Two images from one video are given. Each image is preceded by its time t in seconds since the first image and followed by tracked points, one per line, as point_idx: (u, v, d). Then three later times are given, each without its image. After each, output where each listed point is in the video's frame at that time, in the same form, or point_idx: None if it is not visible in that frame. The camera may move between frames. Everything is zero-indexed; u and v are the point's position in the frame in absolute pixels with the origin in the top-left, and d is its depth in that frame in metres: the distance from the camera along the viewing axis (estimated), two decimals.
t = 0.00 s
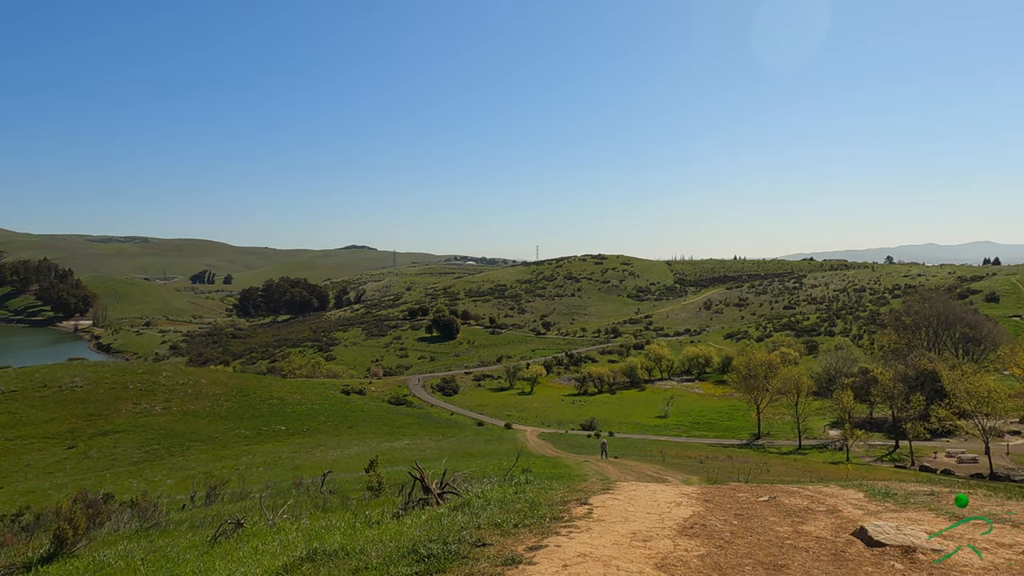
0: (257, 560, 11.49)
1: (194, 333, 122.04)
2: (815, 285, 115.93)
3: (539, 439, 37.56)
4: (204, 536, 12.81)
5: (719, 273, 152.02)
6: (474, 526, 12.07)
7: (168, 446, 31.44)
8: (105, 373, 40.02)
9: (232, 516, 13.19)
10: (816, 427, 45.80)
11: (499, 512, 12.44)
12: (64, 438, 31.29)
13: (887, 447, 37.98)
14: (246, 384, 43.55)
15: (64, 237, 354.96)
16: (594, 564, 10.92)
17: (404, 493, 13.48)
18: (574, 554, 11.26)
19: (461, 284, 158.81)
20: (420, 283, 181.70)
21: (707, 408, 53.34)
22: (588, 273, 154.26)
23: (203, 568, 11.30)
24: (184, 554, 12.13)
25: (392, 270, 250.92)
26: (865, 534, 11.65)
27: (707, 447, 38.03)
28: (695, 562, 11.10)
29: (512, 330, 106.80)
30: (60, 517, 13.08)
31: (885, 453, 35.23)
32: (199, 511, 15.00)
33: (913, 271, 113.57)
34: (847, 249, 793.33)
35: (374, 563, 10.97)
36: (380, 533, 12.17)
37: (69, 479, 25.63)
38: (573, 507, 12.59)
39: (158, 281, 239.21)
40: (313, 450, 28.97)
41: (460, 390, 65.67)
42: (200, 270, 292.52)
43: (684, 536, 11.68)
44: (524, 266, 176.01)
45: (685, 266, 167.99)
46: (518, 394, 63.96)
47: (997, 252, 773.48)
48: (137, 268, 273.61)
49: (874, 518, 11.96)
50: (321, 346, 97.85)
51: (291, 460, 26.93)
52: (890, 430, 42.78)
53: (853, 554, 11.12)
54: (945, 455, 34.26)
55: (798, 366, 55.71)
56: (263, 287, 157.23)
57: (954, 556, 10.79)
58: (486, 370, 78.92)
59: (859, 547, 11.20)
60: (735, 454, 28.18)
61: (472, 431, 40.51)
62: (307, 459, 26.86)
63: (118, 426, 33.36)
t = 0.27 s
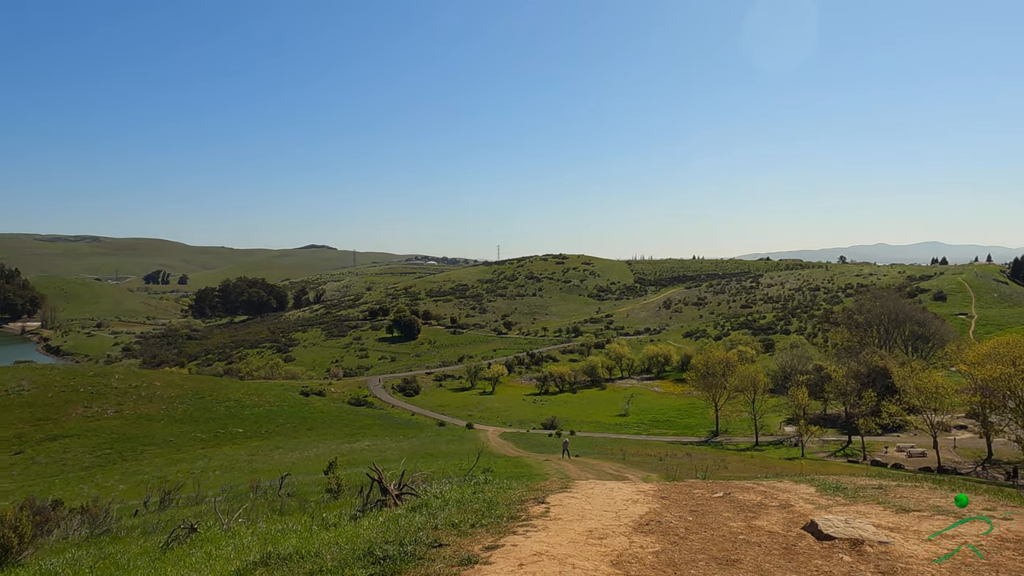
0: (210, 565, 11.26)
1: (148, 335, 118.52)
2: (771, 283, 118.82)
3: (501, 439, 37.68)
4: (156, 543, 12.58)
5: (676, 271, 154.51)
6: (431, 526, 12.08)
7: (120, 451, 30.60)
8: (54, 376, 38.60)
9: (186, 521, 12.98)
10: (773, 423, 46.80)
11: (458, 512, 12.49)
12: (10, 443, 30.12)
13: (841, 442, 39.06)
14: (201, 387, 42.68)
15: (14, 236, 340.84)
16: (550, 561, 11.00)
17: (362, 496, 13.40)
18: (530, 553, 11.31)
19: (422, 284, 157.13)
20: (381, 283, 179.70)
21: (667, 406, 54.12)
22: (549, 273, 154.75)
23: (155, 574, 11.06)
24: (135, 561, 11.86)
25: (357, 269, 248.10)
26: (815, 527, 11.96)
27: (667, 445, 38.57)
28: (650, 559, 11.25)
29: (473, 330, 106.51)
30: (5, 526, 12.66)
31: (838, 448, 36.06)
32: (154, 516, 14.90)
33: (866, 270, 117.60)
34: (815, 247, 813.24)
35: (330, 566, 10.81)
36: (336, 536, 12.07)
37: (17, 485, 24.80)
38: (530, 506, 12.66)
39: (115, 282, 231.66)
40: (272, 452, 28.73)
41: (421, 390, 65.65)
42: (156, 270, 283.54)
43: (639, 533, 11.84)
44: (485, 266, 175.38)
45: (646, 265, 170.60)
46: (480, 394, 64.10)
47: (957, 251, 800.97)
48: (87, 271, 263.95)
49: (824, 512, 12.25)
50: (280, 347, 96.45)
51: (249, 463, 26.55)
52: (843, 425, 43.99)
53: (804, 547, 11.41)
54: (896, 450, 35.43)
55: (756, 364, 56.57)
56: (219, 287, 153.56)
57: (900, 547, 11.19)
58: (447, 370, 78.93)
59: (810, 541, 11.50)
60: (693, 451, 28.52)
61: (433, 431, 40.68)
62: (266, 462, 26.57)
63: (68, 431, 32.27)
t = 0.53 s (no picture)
0: (159, 571, 10.97)
1: (99, 337, 114.54)
2: (728, 282, 121.60)
3: (461, 439, 37.69)
4: (104, 550, 12.30)
5: (635, 271, 157.17)
6: (388, 528, 12.05)
7: (69, 456, 29.61)
8: None
9: (136, 527, 12.74)
10: (730, 420, 47.80)
11: (415, 514, 12.52)
12: None
13: (795, 438, 40.14)
14: (155, 390, 41.69)
15: None
16: (505, 561, 11.03)
17: (320, 499, 13.32)
18: (486, 553, 11.32)
19: (383, 284, 155.51)
20: (340, 283, 177.20)
21: (626, 405, 54.89)
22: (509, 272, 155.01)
23: None
24: (81, 569, 11.55)
25: (321, 268, 244.35)
26: (766, 522, 12.21)
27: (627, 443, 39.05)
28: (606, 556, 11.35)
29: (434, 330, 106.28)
30: None
31: (793, 444, 36.88)
32: (106, 522, 14.74)
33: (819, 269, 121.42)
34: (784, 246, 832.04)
35: (282, 570, 10.59)
36: (290, 540, 11.93)
37: None
38: (488, 506, 12.72)
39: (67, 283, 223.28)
40: (229, 456, 28.55)
41: (381, 391, 65.47)
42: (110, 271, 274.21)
43: (595, 531, 11.99)
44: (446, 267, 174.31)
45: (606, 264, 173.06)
46: (440, 394, 64.22)
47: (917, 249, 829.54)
48: (35, 272, 253.65)
49: (776, 507, 12.50)
50: (237, 348, 94.85)
51: (204, 467, 26.11)
52: (798, 421, 45.18)
53: (756, 542, 11.65)
54: (847, 444, 36.57)
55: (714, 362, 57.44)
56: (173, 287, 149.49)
57: (847, 540, 11.54)
58: (407, 370, 79.00)
59: (762, 536, 11.75)
60: (650, 449, 28.79)
61: (393, 433, 40.74)
62: (221, 466, 26.22)
63: (13, 437, 31.02)
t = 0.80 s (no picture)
0: None
1: (44, 340, 110.16)
2: (685, 282, 124.21)
3: (422, 439, 37.70)
4: (50, 559, 11.98)
5: (594, 271, 159.71)
6: (344, 531, 11.97)
7: (13, 462, 28.43)
8: None
9: (84, 535, 12.43)
10: (688, 418, 48.71)
11: (372, 516, 12.48)
12: None
13: (750, 435, 41.18)
14: (105, 393, 40.37)
15: None
16: (461, 561, 11.02)
17: (275, 502, 13.24)
18: (442, 555, 11.29)
19: (343, 284, 153.56)
20: (297, 283, 174.34)
21: (586, 403, 55.61)
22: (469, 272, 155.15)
23: None
24: None
25: (282, 268, 239.90)
26: (721, 518, 12.38)
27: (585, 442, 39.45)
28: (562, 555, 11.40)
29: (393, 330, 105.91)
30: None
31: (749, 441, 37.79)
32: (50, 530, 14.41)
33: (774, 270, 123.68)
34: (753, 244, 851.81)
35: None
36: (244, 545, 11.76)
37: None
38: (445, 507, 12.73)
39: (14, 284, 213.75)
40: (183, 460, 28.21)
41: (340, 392, 65.07)
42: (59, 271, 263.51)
43: (552, 530, 12.07)
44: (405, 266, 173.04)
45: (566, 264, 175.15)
46: (400, 394, 64.30)
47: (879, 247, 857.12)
48: None
49: (730, 503, 12.68)
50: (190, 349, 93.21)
51: (158, 472, 25.64)
52: (754, 418, 46.33)
53: (710, 538, 11.81)
54: (801, 440, 37.87)
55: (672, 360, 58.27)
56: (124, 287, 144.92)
57: (799, 535, 11.78)
58: (367, 370, 78.84)
59: (716, 532, 11.91)
60: (610, 447, 28.96)
61: (353, 434, 40.68)
62: (176, 470, 25.81)
63: None
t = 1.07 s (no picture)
0: None
1: None
2: (643, 282, 126.96)
3: (380, 439, 37.93)
4: None
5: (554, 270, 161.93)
6: (298, 534, 11.84)
7: None
8: None
9: (26, 544, 12.02)
10: (646, 416, 49.73)
11: (327, 519, 12.38)
12: None
13: (707, 432, 42.31)
14: (52, 396, 39.05)
15: None
16: (416, 563, 10.94)
17: (228, 507, 13.07)
18: (398, 556, 11.22)
19: (299, 282, 151.56)
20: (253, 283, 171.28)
21: (546, 402, 56.43)
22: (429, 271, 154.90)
23: None
24: None
25: (243, 267, 234.73)
26: (676, 515, 12.53)
27: (545, 440, 39.83)
28: (518, 554, 11.43)
29: (351, 330, 105.54)
30: None
31: (706, 437, 38.79)
32: None
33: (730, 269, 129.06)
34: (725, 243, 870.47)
35: None
36: (195, 550, 11.52)
37: None
38: (402, 508, 12.72)
39: None
40: (134, 464, 27.78)
41: (297, 393, 64.72)
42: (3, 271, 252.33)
43: (509, 529, 12.11)
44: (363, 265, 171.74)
45: (525, 263, 176.85)
46: (359, 394, 64.39)
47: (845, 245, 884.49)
48: None
49: (685, 499, 12.84)
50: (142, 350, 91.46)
51: (107, 477, 25.10)
52: (710, 415, 47.69)
53: (665, 534, 11.95)
54: (756, 436, 39.29)
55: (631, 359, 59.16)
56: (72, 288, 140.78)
57: (752, 529, 11.97)
58: (324, 371, 78.67)
59: (671, 528, 12.06)
60: (572, 445, 29.08)
61: (310, 435, 40.43)
62: (126, 474, 25.33)
63: None
